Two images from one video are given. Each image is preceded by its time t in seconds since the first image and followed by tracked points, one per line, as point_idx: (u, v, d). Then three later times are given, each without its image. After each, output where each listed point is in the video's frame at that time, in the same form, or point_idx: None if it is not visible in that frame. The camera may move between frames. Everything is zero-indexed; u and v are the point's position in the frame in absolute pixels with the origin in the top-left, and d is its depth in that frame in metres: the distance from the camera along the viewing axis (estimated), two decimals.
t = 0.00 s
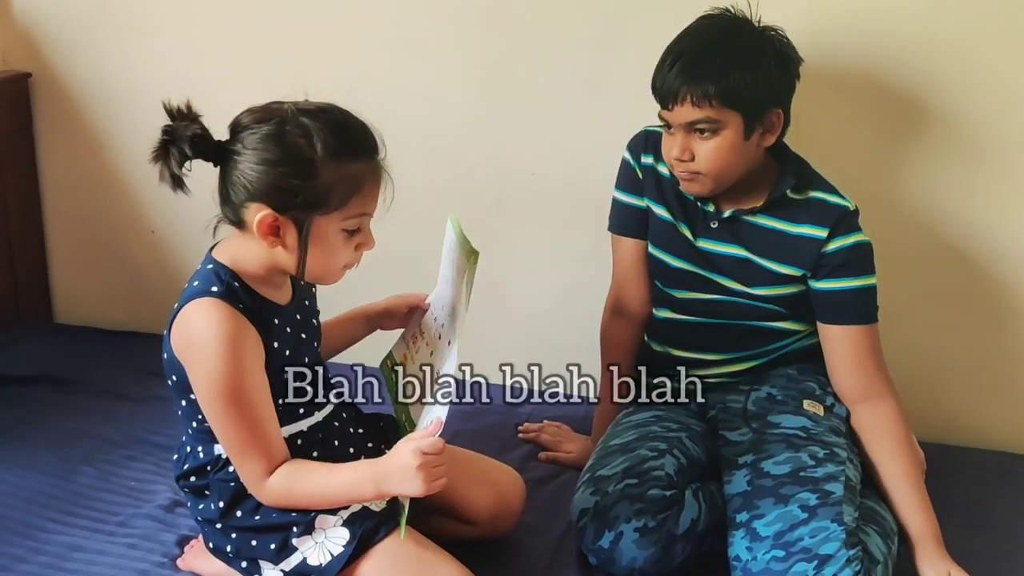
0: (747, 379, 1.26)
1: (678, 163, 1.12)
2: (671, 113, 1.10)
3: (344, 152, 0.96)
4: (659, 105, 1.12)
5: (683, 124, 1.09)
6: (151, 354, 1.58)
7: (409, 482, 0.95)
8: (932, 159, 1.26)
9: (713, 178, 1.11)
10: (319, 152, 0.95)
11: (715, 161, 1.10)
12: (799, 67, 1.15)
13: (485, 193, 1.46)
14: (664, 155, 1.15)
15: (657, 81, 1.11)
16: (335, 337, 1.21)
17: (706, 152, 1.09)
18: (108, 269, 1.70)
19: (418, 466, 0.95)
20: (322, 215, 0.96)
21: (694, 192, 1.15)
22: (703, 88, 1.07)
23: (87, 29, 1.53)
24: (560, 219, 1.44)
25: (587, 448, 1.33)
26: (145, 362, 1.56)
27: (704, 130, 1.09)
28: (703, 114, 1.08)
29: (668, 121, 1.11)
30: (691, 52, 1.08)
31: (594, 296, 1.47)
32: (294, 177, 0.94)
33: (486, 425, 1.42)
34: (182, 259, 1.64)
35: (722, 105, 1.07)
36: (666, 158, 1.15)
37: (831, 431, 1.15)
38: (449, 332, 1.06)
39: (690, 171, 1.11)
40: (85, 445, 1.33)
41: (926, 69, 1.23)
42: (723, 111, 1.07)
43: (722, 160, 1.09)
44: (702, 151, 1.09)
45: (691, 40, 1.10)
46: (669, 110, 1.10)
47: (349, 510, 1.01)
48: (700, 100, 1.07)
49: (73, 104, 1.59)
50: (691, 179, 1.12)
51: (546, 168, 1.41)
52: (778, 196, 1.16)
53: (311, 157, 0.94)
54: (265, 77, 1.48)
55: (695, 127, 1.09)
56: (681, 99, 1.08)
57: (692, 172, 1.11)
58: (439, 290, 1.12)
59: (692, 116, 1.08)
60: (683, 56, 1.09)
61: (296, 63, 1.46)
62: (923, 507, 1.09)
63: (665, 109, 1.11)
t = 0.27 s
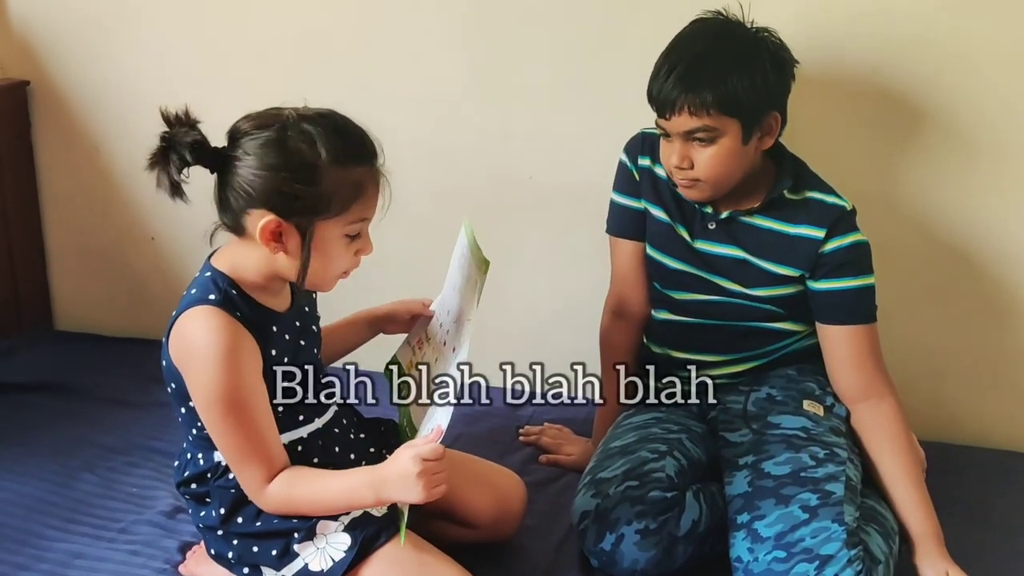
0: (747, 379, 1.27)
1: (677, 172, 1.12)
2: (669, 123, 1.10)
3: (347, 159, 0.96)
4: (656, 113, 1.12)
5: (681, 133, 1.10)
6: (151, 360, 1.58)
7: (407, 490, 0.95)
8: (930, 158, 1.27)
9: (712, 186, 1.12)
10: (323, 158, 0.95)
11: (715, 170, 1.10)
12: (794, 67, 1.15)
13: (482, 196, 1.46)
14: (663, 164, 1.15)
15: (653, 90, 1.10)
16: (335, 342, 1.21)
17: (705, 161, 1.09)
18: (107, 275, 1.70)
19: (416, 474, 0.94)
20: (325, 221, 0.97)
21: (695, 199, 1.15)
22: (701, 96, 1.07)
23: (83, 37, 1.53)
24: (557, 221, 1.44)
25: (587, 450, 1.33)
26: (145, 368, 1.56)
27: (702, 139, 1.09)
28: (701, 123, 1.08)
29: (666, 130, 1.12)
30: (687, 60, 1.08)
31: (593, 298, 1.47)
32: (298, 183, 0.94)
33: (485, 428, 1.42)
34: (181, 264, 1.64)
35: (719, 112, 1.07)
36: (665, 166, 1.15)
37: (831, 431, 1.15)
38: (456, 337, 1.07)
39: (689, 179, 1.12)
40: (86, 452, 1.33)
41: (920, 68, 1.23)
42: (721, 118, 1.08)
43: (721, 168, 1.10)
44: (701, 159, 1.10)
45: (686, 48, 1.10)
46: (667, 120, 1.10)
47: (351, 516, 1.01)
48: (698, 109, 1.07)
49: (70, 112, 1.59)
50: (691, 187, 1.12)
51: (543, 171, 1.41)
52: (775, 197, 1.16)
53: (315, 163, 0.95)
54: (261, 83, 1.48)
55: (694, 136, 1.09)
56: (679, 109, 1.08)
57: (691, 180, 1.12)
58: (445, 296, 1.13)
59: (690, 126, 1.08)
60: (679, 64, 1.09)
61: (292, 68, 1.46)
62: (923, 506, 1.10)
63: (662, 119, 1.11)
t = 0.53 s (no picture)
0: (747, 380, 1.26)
1: (676, 176, 1.12)
2: (668, 129, 1.10)
3: (361, 161, 0.98)
4: (654, 119, 1.12)
5: (680, 139, 1.10)
6: (151, 364, 1.58)
7: (408, 494, 0.95)
8: (928, 158, 1.27)
9: (711, 190, 1.12)
10: (340, 164, 0.96)
11: (714, 174, 1.10)
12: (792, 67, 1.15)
13: (480, 198, 1.46)
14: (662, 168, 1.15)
15: (652, 96, 1.10)
16: (334, 345, 1.21)
17: (704, 166, 1.09)
18: (106, 280, 1.70)
19: (417, 479, 0.94)
20: (344, 225, 0.98)
21: (695, 203, 1.15)
22: (700, 103, 1.06)
23: (80, 41, 1.53)
24: (556, 223, 1.44)
25: (587, 452, 1.33)
26: (144, 372, 1.56)
27: (701, 144, 1.09)
28: (699, 129, 1.08)
29: (664, 135, 1.11)
30: (685, 66, 1.08)
31: (591, 299, 1.47)
32: (321, 191, 0.95)
33: (485, 430, 1.42)
34: (180, 267, 1.64)
35: (718, 117, 1.07)
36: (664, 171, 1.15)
37: (831, 432, 1.15)
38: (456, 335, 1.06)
39: (688, 184, 1.12)
40: (86, 456, 1.33)
41: (918, 67, 1.23)
42: (719, 124, 1.07)
43: (720, 172, 1.10)
44: (700, 164, 1.10)
45: (684, 54, 1.09)
46: (665, 125, 1.10)
47: (351, 519, 1.01)
48: (697, 115, 1.07)
49: (68, 116, 1.59)
50: (691, 191, 1.12)
51: (541, 172, 1.41)
52: (773, 198, 1.16)
53: (335, 170, 0.95)
54: (258, 85, 1.48)
55: (693, 141, 1.09)
56: (678, 115, 1.08)
57: (691, 185, 1.12)
58: (444, 298, 1.13)
59: (689, 131, 1.08)
60: (677, 70, 1.08)
61: (290, 71, 1.46)
62: (923, 505, 1.10)
63: (661, 124, 1.10)
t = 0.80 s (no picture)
0: (747, 379, 1.26)
1: (679, 176, 1.12)
2: (669, 129, 1.10)
3: (362, 164, 0.98)
4: (655, 119, 1.11)
5: (681, 138, 1.09)
6: (149, 365, 1.58)
7: (405, 490, 0.95)
8: (927, 157, 1.26)
9: (714, 188, 1.11)
10: (343, 165, 0.96)
11: (716, 172, 1.10)
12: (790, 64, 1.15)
13: (479, 198, 1.45)
14: (663, 167, 1.15)
15: (652, 97, 1.10)
16: (332, 346, 1.21)
17: (707, 164, 1.09)
18: (104, 281, 1.69)
19: (415, 475, 0.95)
20: (343, 226, 0.98)
21: (699, 202, 1.15)
22: (700, 101, 1.06)
23: (78, 41, 1.53)
24: (556, 223, 1.44)
25: (586, 452, 1.33)
26: (143, 373, 1.56)
27: (703, 143, 1.09)
28: (700, 127, 1.07)
29: (665, 135, 1.11)
30: (683, 66, 1.08)
31: (590, 299, 1.47)
32: (321, 190, 0.95)
33: (484, 431, 1.42)
34: (178, 268, 1.63)
35: (718, 116, 1.07)
36: (665, 169, 1.15)
37: (831, 431, 1.15)
38: (457, 333, 1.06)
39: (692, 183, 1.11)
40: (84, 458, 1.33)
41: (916, 65, 1.23)
42: (719, 122, 1.07)
43: (723, 170, 1.09)
44: (703, 163, 1.09)
45: (682, 53, 1.09)
46: (666, 125, 1.09)
47: (348, 519, 1.00)
48: (697, 113, 1.07)
49: (66, 117, 1.59)
50: (695, 190, 1.12)
51: (540, 172, 1.41)
52: (773, 198, 1.16)
53: (337, 171, 0.96)
54: (256, 85, 1.48)
55: (695, 140, 1.09)
56: (678, 115, 1.08)
57: (694, 184, 1.11)
58: (441, 299, 1.13)
59: (690, 130, 1.08)
60: (676, 70, 1.08)
61: (288, 71, 1.46)
62: (923, 504, 1.09)
63: (662, 125, 1.10)
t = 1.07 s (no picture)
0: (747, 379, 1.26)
1: (679, 176, 1.11)
2: (669, 129, 1.09)
3: (358, 175, 0.96)
4: (655, 118, 1.11)
5: (682, 139, 1.09)
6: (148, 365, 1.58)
7: (398, 468, 0.95)
8: (928, 157, 1.26)
9: (714, 189, 1.11)
10: (333, 171, 0.95)
11: (716, 173, 1.09)
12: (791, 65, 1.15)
13: (479, 197, 1.45)
14: (663, 166, 1.15)
15: (653, 96, 1.09)
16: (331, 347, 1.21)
17: (707, 165, 1.09)
18: (104, 281, 1.69)
19: (408, 452, 0.95)
20: (327, 231, 0.96)
21: (698, 202, 1.15)
22: (701, 102, 1.06)
23: (77, 41, 1.53)
24: (556, 223, 1.43)
25: (586, 452, 1.33)
26: (142, 374, 1.56)
27: (703, 144, 1.08)
28: (701, 129, 1.07)
29: (666, 135, 1.11)
30: (685, 66, 1.07)
31: (590, 298, 1.47)
32: (305, 191, 0.94)
33: (484, 431, 1.41)
34: (177, 268, 1.63)
35: (720, 117, 1.06)
36: (665, 169, 1.15)
37: (831, 431, 1.14)
38: (461, 334, 1.08)
39: (692, 184, 1.11)
40: (83, 458, 1.32)
41: (917, 64, 1.22)
42: (720, 123, 1.07)
43: (723, 171, 1.09)
44: (703, 164, 1.09)
45: (683, 52, 1.09)
46: (667, 126, 1.09)
47: (347, 520, 1.00)
48: (699, 115, 1.06)
49: (65, 117, 1.59)
50: (694, 191, 1.12)
51: (540, 172, 1.41)
52: (773, 198, 1.15)
53: (326, 175, 0.94)
54: (256, 85, 1.47)
55: (695, 141, 1.08)
56: (679, 116, 1.07)
57: (694, 184, 1.11)
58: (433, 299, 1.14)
59: (691, 131, 1.08)
60: (677, 68, 1.08)
61: (287, 70, 1.45)
62: (924, 503, 1.09)
63: (662, 125, 1.10)
